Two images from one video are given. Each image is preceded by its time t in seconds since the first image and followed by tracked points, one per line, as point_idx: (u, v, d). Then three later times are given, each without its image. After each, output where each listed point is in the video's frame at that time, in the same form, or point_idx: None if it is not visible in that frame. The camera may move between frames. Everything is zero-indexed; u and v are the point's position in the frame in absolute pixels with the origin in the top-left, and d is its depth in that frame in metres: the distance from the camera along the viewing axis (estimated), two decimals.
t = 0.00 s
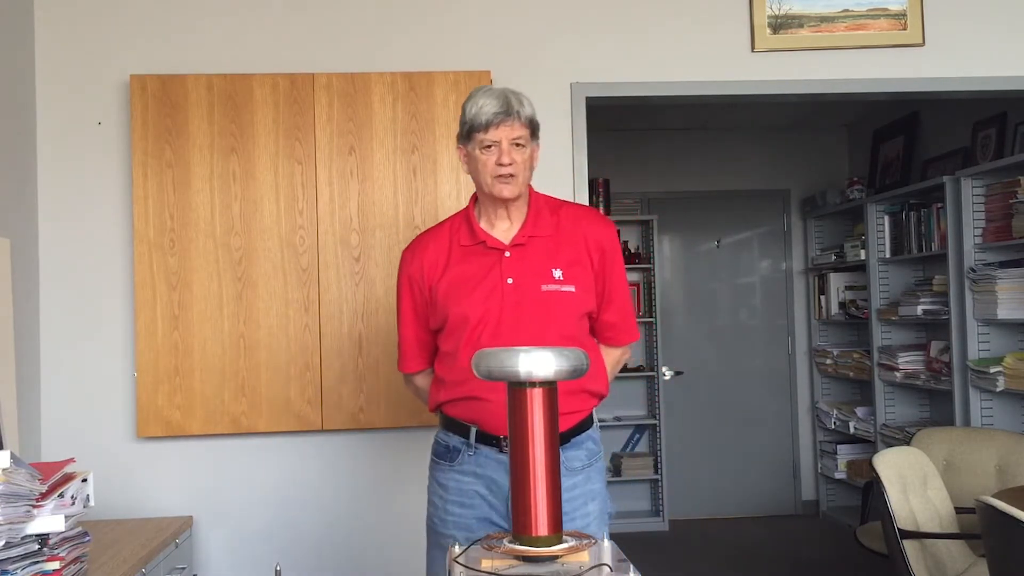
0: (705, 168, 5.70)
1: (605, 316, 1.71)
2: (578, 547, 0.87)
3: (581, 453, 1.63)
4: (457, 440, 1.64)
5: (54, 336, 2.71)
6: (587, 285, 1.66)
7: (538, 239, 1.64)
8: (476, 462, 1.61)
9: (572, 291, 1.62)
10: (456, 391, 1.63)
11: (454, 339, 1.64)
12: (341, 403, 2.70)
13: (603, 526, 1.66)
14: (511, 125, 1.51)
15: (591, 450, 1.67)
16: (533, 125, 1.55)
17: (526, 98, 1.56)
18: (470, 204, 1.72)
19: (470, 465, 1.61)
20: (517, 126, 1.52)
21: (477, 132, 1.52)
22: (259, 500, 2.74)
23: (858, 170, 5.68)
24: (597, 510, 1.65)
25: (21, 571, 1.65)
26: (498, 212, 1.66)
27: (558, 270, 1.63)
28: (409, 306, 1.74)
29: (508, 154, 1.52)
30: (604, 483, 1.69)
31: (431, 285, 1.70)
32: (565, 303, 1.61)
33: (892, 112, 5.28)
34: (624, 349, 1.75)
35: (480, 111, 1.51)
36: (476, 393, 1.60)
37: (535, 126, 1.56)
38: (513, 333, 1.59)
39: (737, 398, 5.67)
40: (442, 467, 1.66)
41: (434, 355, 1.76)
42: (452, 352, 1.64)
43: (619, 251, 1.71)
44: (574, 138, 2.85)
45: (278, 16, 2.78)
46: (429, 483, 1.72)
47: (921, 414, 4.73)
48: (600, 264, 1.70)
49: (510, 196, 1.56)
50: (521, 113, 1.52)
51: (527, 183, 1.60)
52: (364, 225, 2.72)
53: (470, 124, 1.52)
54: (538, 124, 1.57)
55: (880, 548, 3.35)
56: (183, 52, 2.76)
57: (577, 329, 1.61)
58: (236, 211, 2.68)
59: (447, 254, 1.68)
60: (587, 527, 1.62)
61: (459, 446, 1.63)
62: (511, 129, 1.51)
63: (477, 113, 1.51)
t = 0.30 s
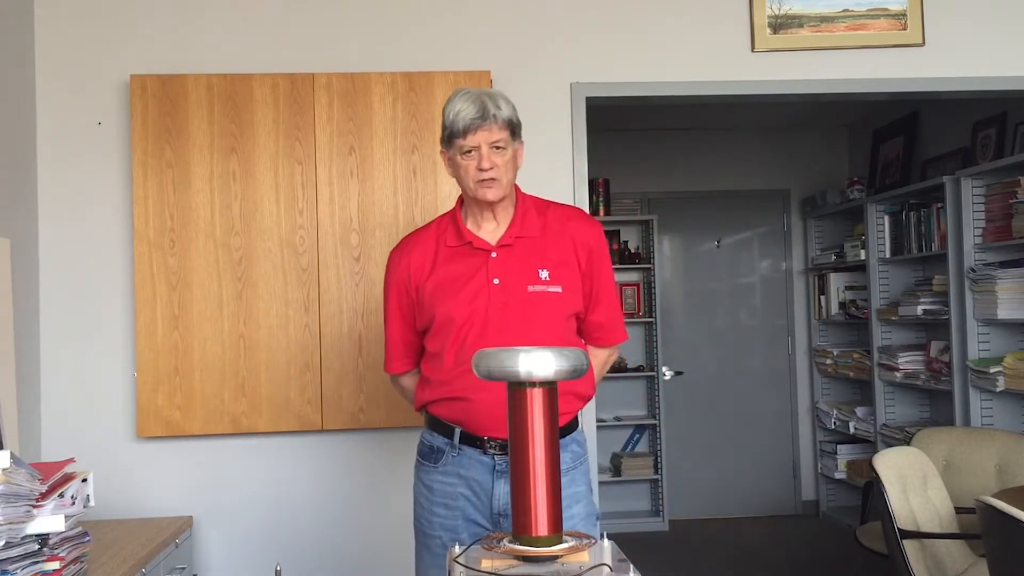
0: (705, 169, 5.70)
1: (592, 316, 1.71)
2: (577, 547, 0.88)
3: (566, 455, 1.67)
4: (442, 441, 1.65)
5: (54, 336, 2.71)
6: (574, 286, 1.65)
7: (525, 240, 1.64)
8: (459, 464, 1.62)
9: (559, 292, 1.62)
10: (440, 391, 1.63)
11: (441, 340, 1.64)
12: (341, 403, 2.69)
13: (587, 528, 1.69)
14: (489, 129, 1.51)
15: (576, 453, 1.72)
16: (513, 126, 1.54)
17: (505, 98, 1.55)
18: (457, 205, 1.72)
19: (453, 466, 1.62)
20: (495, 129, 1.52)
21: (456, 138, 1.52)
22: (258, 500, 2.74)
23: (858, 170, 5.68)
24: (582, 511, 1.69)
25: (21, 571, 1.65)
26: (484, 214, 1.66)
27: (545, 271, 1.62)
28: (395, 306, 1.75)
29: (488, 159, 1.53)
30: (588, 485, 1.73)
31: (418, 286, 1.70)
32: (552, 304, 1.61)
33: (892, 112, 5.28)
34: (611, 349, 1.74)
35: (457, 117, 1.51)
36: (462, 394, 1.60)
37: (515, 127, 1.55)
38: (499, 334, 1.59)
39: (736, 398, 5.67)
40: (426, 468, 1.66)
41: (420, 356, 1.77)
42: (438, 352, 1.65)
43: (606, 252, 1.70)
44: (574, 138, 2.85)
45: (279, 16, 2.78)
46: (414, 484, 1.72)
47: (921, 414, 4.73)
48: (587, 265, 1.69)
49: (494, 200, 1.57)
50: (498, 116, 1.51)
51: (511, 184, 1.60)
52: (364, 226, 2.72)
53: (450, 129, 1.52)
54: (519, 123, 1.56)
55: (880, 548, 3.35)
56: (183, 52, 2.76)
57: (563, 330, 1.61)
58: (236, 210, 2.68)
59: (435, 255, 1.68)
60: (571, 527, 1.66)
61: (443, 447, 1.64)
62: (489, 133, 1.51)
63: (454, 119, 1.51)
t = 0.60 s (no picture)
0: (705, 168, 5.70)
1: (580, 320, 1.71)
2: (578, 546, 0.88)
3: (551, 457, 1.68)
4: (425, 441, 1.65)
5: (54, 336, 2.71)
6: (562, 289, 1.65)
7: (513, 242, 1.64)
8: (442, 464, 1.62)
9: (546, 295, 1.61)
10: (425, 392, 1.64)
11: (427, 341, 1.64)
12: (341, 403, 2.69)
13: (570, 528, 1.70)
14: (477, 129, 1.51)
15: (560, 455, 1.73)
16: (501, 126, 1.54)
17: (493, 99, 1.55)
18: (445, 206, 1.72)
19: (437, 466, 1.62)
20: (483, 130, 1.52)
21: (444, 139, 1.52)
22: (258, 500, 2.74)
23: (858, 170, 5.68)
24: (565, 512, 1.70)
25: (21, 571, 1.65)
26: (473, 216, 1.66)
27: (533, 274, 1.62)
28: (382, 306, 1.75)
29: (477, 160, 1.53)
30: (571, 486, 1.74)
31: (406, 286, 1.70)
32: (540, 307, 1.61)
33: (892, 112, 5.28)
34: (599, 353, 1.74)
35: (445, 118, 1.51)
36: (448, 395, 1.60)
37: (504, 127, 1.55)
38: (486, 336, 1.59)
39: (736, 399, 5.67)
40: (409, 469, 1.66)
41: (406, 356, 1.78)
42: (424, 353, 1.65)
43: (595, 255, 1.70)
44: (574, 139, 2.85)
45: (278, 15, 2.78)
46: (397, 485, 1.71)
47: (921, 414, 4.73)
48: (576, 267, 1.69)
49: (484, 201, 1.57)
50: (486, 117, 1.52)
51: (501, 185, 1.60)
52: (364, 226, 2.72)
53: (438, 131, 1.53)
54: (508, 124, 1.56)
55: (880, 548, 3.35)
56: (183, 52, 2.76)
57: (550, 333, 1.61)
58: (236, 211, 2.68)
59: (423, 256, 1.68)
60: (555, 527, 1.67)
61: (426, 447, 1.64)
62: (478, 134, 1.51)
63: (443, 120, 1.51)
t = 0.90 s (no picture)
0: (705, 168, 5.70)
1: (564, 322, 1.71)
2: (578, 546, 0.88)
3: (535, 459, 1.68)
4: (409, 442, 1.65)
5: (54, 335, 2.71)
6: (548, 292, 1.65)
7: (500, 243, 1.64)
8: (426, 466, 1.62)
9: (532, 297, 1.61)
10: (409, 393, 1.64)
11: (412, 342, 1.64)
12: (341, 403, 2.69)
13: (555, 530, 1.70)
14: (473, 127, 1.51)
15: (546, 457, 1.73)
16: (496, 126, 1.54)
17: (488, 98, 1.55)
18: (432, 206, 1.72)
19: (420, 468, 1.62)
20: (479, 128, 1.51)
21: (439, 135, 1.51)
22: (257, 500, 2.74)
23: (858, 170, 5.68)
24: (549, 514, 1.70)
25: (21, 571, 1.65)
26: (460, 216, 1.66)
27: (519, 276, 1.62)
28: (368, 306, 1.75)
29: (471, 158, 1.52)
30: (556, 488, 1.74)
31: (392, 286, 1.70)
32: (526, 309, 1.60)
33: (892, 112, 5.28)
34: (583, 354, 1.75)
35: (441, 114, 1.50)
36: (432, 397, 1.60)
37: (498, 127, 1.55)
38: (471, 338, 1.59)
39: (735, 399, 5.67)
40: (393, 470, 1.66)
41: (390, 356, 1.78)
42: (409, 354, 1.65)
43: (581, 257, 1.70)
44: (574, 139, 2.85)
45: (278, 15, 2.78)
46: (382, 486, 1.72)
47: (921, 414, 4.73)
48: (562, 269, 1.69)
49: (474, 198, 1.57)
50: (483, 115, 1.52)
51: (491, 184, 1.60)
52: (364, 226, 2.72)
53: (432, 126, 1.51)
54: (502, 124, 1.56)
55: (880, 548, 3.35)
56: (183, 52, 2.76)
57: (535, 336, 1.61)
58: (236, 211, 2.68)
59: (409, 256, 1.68)
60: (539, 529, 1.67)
61: (409, 448, 1.64)
62: (474, 131, 1.51)
63: (438, 116, 1.50)
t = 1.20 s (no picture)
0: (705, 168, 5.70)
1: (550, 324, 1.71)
2: (578, 547, 0.88)
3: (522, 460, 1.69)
4: (395, 444, 1.65)
5: (54, 335, 2.71)
6: (534, 294, 1.65)
7: (486, 246, 1.64)
8: (413, 467, 1.62)
9: (519, 300, 1.62)
10: (395, 396, 1.64)
11: (398, 345, 1.64)
12: (341, 403, 2.69)
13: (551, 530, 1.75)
14: (459, 126, 1.52)
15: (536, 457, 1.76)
16: (483, 128, 1.55)
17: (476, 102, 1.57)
18: (418, 208, 1.72)
19: (407, 470, 1.62)
20: (465, 128, 1.53)
21: (425, 133, 1.52)
22: (258, 499, 2.74)
23: (858, 170, 5.68)
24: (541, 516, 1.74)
25: (21, 571, 1.65)
26: (446, 217, 1.67)
27: (505, 279, 1.62)
28: (353, 309, 1.75)
29: (456, 156, 1.53)
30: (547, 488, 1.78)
31: (377, 288, 1.70)
32: (512, 312, 1.61)
33: (892, 112, 5.28)
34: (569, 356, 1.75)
35: (428, 113, 1.52)
36: (419, 400, 1.61)
37: (485, 130, 1.56)
38: (458, 341, 1.59)
39: (735, 398, 5.67)
40: (379, 472, 1.66)
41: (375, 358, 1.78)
42: (395, 357, 1.65)
43: (567, 259, 1.70)
44: (574, 139, 2.85)
45: (278, 15, 2.78)
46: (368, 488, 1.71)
47: (921, 414, 4.72)
48: (547, 271, 1.69)
49: (458, 199, 1.56)
50: (469, 116, 1.53)
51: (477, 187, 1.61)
52: (364, 226, 2.72)
53: (419, 126, 1.53)
54: (489, 128, 1.57)
55: (880, 548, 3.35)
56: (183, 52, 2.75)
57: (521, 338, 1.61)
58: (236, 211, 2.68)
59: (395, 258, 1.68)
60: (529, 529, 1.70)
61: (396, 450, 1.64)
62: (460, 130, 1.52)
63: (425, 115, 1.52)
